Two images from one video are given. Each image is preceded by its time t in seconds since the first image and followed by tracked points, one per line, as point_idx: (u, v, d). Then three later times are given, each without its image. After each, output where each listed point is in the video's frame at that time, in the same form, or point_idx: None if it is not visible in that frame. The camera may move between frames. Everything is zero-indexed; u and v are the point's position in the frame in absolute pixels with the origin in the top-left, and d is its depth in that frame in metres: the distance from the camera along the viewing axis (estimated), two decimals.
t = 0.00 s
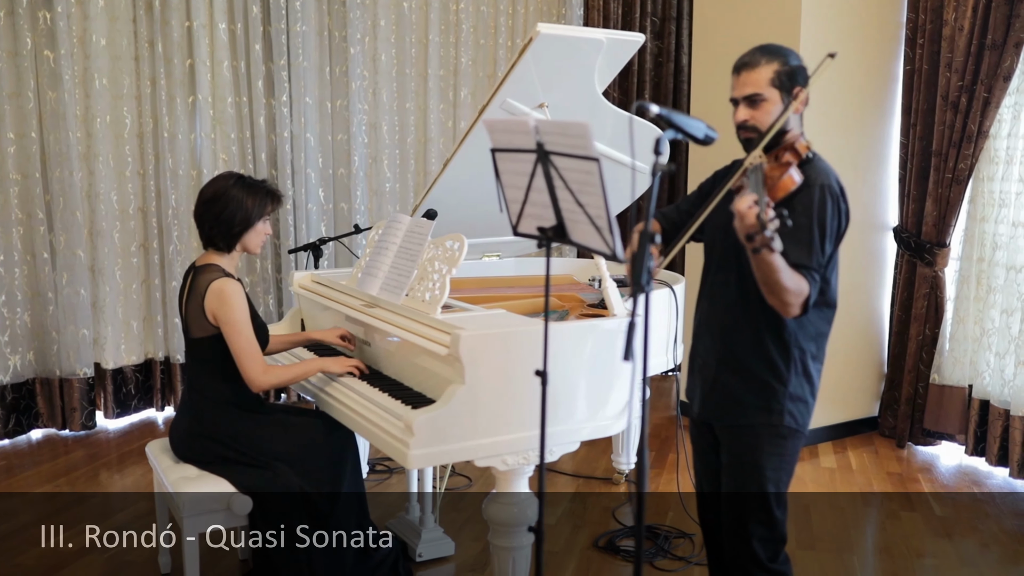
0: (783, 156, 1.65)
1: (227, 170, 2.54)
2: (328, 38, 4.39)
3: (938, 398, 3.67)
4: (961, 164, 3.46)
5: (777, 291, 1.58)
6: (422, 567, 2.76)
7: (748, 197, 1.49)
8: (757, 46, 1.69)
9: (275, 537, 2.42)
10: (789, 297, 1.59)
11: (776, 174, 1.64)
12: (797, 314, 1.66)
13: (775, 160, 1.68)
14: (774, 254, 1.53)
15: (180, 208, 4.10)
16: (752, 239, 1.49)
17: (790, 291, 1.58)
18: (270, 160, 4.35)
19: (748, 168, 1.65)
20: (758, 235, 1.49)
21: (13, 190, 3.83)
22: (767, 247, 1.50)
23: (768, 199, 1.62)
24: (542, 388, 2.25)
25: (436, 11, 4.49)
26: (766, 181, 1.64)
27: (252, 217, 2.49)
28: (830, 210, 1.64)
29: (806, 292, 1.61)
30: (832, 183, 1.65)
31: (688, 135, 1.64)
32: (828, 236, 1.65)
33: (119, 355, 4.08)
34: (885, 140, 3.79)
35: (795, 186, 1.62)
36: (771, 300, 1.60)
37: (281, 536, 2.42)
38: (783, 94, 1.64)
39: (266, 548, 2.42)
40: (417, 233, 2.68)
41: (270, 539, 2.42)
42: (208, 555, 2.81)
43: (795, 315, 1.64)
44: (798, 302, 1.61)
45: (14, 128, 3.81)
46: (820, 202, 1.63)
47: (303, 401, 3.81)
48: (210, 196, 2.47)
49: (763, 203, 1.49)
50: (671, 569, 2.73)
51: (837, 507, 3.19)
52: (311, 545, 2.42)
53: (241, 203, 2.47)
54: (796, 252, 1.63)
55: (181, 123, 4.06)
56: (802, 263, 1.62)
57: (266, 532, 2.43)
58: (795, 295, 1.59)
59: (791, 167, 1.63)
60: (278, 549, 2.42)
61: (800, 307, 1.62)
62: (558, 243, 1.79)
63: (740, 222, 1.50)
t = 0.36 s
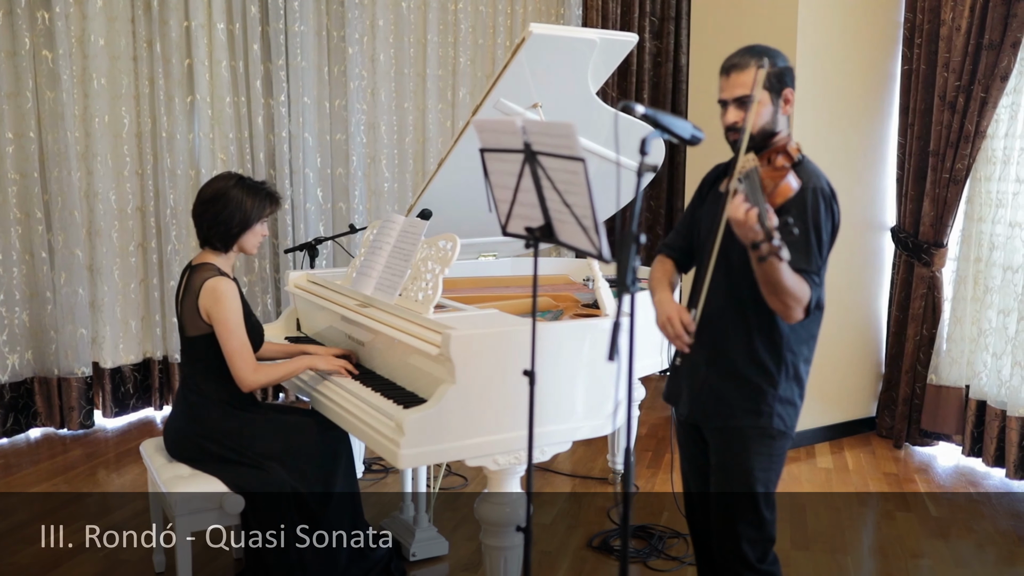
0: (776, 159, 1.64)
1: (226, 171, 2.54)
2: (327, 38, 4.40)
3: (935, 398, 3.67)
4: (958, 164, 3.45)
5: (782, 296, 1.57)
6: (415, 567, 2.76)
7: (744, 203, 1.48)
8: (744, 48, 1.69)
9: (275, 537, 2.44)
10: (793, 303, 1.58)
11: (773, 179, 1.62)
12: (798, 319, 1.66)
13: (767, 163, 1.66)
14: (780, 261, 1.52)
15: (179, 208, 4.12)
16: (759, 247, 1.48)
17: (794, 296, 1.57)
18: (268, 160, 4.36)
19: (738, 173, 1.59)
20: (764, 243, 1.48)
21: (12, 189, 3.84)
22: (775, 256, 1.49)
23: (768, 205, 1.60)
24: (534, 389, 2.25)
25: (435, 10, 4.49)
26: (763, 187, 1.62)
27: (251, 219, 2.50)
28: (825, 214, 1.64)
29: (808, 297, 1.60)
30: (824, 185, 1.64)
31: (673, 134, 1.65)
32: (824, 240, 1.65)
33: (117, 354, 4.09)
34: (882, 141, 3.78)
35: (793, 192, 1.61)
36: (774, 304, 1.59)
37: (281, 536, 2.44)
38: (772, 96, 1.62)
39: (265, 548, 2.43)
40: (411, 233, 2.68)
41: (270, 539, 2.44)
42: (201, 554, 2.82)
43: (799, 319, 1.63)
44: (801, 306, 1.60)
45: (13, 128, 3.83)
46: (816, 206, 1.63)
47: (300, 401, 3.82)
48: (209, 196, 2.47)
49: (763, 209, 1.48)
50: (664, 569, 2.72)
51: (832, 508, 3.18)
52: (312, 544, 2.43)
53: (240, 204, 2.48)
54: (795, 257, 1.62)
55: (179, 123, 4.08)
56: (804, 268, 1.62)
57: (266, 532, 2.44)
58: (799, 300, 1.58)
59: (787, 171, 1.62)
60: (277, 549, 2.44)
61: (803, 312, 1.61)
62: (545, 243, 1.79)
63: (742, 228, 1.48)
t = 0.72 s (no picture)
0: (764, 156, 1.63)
1: (219, 172, 2.54)
2: (325, 39, 4.41)
3: (931, 400, 3.67)
4: (955, 165, 3.44)
5: (767, 293, 1.57)
6: (409, 567, 2.77)
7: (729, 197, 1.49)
8: (731, 50, 1.71)
9: (275, 537, 2.44)
10: (778, 301, 1.58)
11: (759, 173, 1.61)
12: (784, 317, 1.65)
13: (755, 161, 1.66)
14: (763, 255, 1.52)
15: (176, 208, 4.13)
16: (747, 236, 1.44)
17: (778, 292, 1.57)
18: (266, 160, 4.37)
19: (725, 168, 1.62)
20: (753, 231, 1.44)
21: (9, 190, 3.85)
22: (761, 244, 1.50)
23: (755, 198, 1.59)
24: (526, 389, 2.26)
25: (432, 11, 4.49)
26: (749, 181, 1.61)
27: (246, 220, 2.51)
28: (810, 212, 1.64)
29: (794, 295, 1.60)
30: (809, 184, 1.65)
31: (661, 136, 1.65)
32: (809, 239, 1.65)
33: (115, 355, 4.10)
34: (879, 141, 3.77)
35: (780, 186, 1.61)
36: (759, 302, 1.59)
37: (281, 536, 2.45)
38: (759, 95, 1.64)
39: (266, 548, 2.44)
40: (405, 234, 2.68)
41: (271, 539, 2.44)
42: (196, 554, 2.83)
43: (784, 318, 1.63)
44: (786, 304, 1.60)
45: (10, 128, 3.83)
46: (801, 204, 1.63)
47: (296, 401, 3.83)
48: (203, 197, 2.46)
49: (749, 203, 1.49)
50: (658, 570, 2.72)
51: (828, 508, 3.18)
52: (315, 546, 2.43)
53: (236, 205, 2.48)
54: (781, 254, 1.62)
55: (176, 124, 4.09)
56: (789, 265, 1.61)
57: (266, 532, 2.44)
58: (783, 298, 1.58)
59: (774, 166, 1.62)
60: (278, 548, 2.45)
61: (789, 310, 1.62)
62: (534, 244, 1.80)
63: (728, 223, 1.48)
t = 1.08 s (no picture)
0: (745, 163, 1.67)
1: (207, 172, 2.55)
2: (322, 39, 4.41)
3: (929, 400, 3.66)
4: (953, 166, 3.45)
5: (756, 298, 1.57)
6: (405, 567, 2.77)
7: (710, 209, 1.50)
8: (704, 56, 1.72)
9: (275, 537, 2.44)
10: (769, 304, 1.58)
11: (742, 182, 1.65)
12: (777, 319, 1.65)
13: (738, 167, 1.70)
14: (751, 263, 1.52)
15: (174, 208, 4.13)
16: (728, 255, 1.48)
17: (767, 296, 1.56)
18: (264, 160, 4.37)
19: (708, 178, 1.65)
20: (733, 249, 1.48)
21: (7, 190, 3.85)
22: (745, 260, 1.49)
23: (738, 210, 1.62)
24: (523, 389, 2.26)
25: (431, 11, 4.49)
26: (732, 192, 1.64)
27: (232, 218, 2.50)
28: (795, 212, 1.63)
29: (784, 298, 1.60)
30: (794, 185, 1.64)
31: (654, 137, 1.66)
32: (796, 239, 1.64)
33: (112, 355, 4.10)
34: (878, 141, 3.77)
35: (763, 193, 1.64)
36: (749, 307, 1.59)
37: (281, 536, 2.45)
38: (737, 101, 1.65)
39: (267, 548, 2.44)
40: (401, 234, 2.68)
41: (271, 539, 2.44)
42: (192, 554, 2.83)
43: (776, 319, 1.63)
44: (777, 307, 1.59)
45: (8, 128, 3.84)
46: (785, 206, 1.63)
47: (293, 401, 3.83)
48: (190, 197, 2.47)
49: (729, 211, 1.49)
50: (654, 570, 2.72)
51: (825, 509, 3.18)
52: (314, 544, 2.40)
53: (223, 203, 2.48)
54: (767, 258, 1.62)
55: (174, 123, 4.10)
56: (777, 268, 1.61)
57: (266, 532, 2.44)
58: (771, 299, 1.57)
59: (756, 173, 1.65)
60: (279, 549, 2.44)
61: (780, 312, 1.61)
62: (527, 244, 1.81)
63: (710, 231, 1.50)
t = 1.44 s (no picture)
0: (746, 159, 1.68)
1: (206, 172, 2.55)
2: (321, 39, 4.42)
3: (926, 400, 3.66)
4: (950, 166, 3.45)
5: (749, 293, 1.56)
6: (402, 567, 2.77)
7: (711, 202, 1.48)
8: (710, 54, 1.72)
9: (275, 537, 2.44)
10: (760, 301, 1.57)
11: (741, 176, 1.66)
12: (768, 317, 1.65)
13: (737, 164, 1.70)
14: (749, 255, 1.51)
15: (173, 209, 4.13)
16: (728, 243, 1.47)
17: (762, 294, 1.56)
18: (263, 160, 4.38)
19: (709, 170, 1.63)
20: (732, 238, 1.47)
21: (6, 190, 3.86)
22: (744, 250, 1.48)
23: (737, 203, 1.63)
24: (518, 389, 2.26)
25: (429, 11, 4.49)
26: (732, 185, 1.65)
27: (229, 217, 2.50)
28: (793, 211, 1.64)
29: (776, 296, 1.59)
30: (793, 184, 1.65)
31: (649, 138, 1.67)
32: (792, 238, 1.65)
33: (111, 355, 4.10)
34: (875, 142, 3.77)
35: (762, 188, 1.65)
36: (742, 303, 1.58)
37: (281, 536, 2.45)
38: (740, 98, 1.65)
39: (266, 548, 2.44)
40: (398, 234, 2.69)
41: (271, 540, 2.44)
42: (190, 554, 2.83)
43: (766, 318, 1.62)
44: (769, 304, 1.59)
45: (7, 128, 3.85)
46: (784, 204, 1.63)
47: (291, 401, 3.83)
48: (187, 197, 2.48)
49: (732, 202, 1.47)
50: (651, 570, 2.72)
51: (822, 509, 3.18)
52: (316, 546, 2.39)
53: (218, 203, 2.48)
54: (764, 255, 1.61)
55: (173, 124, 4.10)
56: (772, 265, 1.61)
57: (267, 532, 2.44)
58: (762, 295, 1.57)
59: (755, 169, 1.66)
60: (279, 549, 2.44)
61: (772, 311, 1.61)
62: (523, 245, 1.82)
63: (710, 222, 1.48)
